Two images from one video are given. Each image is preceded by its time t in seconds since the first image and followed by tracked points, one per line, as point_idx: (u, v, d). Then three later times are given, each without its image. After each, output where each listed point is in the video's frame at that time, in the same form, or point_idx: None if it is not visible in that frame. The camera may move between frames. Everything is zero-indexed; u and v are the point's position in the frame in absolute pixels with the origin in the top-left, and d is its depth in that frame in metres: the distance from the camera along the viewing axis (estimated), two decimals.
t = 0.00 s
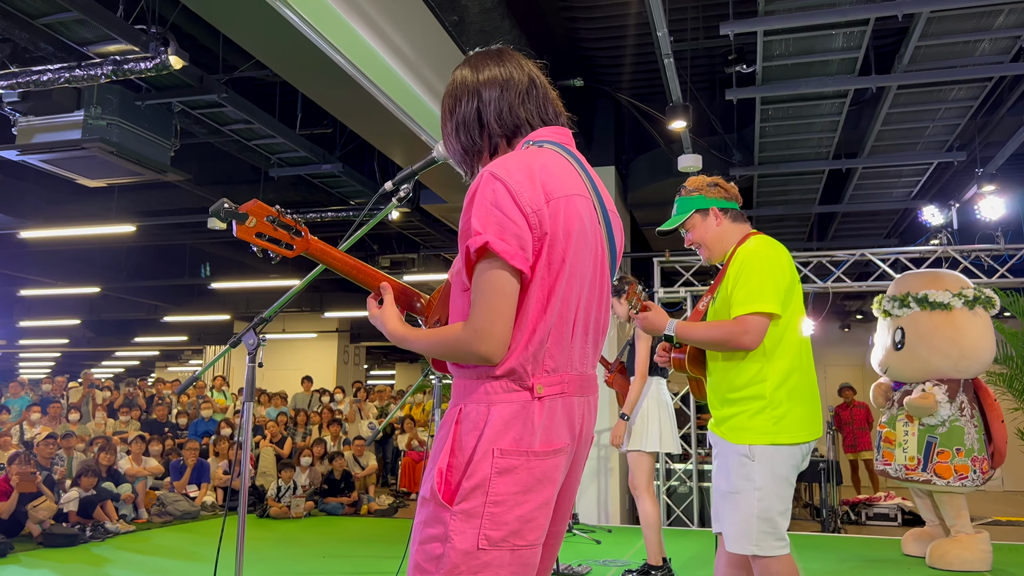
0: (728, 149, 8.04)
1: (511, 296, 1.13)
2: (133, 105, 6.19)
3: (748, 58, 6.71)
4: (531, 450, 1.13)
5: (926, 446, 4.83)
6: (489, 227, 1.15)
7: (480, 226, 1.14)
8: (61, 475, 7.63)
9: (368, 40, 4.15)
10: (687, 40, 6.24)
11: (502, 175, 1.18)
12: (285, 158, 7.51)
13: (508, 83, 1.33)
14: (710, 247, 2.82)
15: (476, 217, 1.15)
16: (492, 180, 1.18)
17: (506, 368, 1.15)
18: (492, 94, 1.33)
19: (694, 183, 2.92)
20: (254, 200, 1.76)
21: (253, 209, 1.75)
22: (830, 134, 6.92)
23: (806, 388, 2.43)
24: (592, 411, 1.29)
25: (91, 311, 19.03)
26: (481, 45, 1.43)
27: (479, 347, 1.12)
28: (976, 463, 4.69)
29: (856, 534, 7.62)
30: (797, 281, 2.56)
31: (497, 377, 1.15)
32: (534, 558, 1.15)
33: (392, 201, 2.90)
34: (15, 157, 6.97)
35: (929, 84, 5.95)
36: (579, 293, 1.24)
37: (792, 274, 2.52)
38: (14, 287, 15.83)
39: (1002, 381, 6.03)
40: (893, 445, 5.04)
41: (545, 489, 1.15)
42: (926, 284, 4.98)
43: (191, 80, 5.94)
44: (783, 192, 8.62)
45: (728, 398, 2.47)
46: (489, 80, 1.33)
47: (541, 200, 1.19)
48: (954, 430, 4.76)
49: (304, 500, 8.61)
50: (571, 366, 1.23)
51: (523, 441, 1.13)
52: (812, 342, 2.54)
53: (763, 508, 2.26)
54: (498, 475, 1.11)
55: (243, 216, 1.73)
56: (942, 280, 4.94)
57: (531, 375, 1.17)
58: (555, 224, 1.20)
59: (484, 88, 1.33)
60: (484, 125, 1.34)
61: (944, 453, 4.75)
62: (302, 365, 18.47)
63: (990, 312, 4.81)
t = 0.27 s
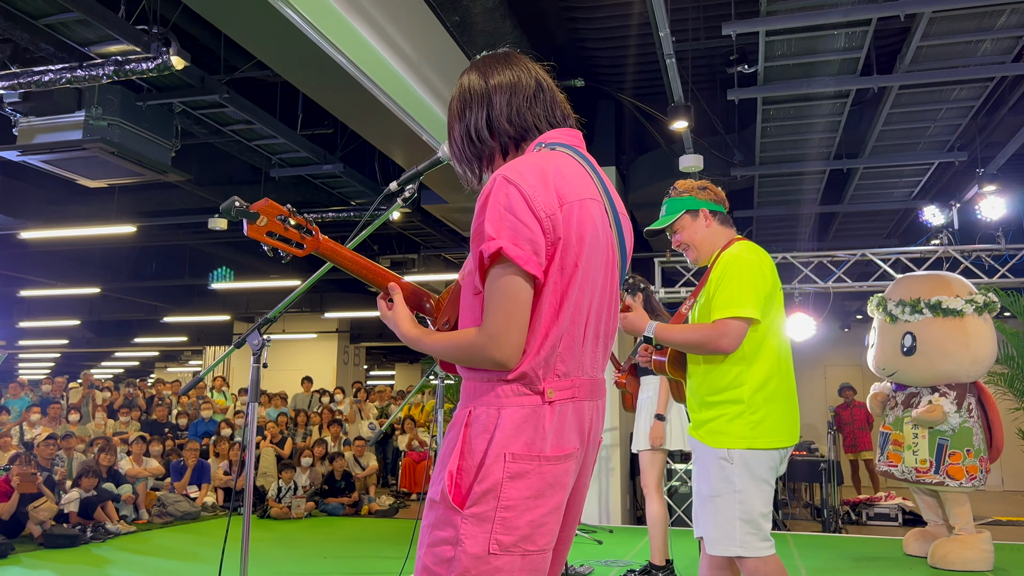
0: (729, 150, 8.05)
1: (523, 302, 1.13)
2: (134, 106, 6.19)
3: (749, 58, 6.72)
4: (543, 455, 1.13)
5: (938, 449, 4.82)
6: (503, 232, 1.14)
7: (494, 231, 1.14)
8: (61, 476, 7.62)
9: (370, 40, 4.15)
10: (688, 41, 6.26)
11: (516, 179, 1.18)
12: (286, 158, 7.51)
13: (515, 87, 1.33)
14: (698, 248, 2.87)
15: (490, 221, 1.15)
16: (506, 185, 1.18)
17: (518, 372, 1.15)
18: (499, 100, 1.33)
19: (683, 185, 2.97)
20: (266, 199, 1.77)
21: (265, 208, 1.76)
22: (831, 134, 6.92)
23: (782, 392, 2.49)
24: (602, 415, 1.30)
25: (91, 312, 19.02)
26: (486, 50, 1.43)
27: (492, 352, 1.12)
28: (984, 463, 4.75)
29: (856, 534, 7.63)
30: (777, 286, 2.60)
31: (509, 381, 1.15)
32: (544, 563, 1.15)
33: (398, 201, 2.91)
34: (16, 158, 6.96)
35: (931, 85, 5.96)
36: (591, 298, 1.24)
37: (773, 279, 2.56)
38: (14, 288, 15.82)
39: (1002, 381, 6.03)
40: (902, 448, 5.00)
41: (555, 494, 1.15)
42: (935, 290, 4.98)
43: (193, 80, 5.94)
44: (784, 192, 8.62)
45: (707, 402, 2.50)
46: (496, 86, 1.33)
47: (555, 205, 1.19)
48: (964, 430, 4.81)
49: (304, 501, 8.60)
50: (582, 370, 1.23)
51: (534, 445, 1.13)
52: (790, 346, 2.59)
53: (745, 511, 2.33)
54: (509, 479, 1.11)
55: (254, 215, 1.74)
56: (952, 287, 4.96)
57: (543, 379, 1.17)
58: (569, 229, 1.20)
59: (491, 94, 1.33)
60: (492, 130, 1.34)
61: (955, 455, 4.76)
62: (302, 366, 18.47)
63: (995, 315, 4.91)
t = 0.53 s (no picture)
0: (729, 151, 8.06)
1: (520, 302, 1.13)
2: (134, 108, 6.20)
3: (749, 60, 6.72)
4: (540, 455, 1.13)
5: (936, 448, 4.82)
6: (499, 234, 1.15)
7: (490, 233, 1.15)
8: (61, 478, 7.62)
9: (370, 42, 4.15)
10: (688, 43, 6.27)
11: (513, 180, 1.18)
12: (286, 160, 7.52)
13: (518, 79, 1.34)
14: (672, 252, 3.01)
15: (486, 223, 1.16)
16: (503, 186, 1.18)
17: (514, 373, 1.15)
18: (503, 90, 1.33)
19: (660, 190, 3.08)
20: (265, 194, 1.77)
21: (264, 202, 1.76)
22: (831, 136, 6.93)
23: (749, 397, 2.58)
24: (600, 415, 1.30)
25: (91, 313, 19.02)
26: (494, 42, 1.44)
27: (488, 353, 1.12)
28: (983, 461, 4.75)
29: (857, 535, 7.62)
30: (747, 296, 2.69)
31: (505, 382, 1.16)
32: (543, 563, 1.16)
33: (399, 203, 2.91)
34: (16, 161, 6.97)
35: (930, 87, 5.97)
36: (589, 298, 1.25)
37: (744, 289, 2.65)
38: (15, 289, 15.84)
39: (1003, 383, 6.02)
40: (901, 448, 4.97)
41: (554, 494, 1.15)
42: (925, 292, 5.02)
43: (194, 82, 5.94)
44: (784, 193, 8.63)
45: (678, 407, 2.57)
46: (501, 76, 1.34)
47: (552, 206, 1.20)
48: (962, 430, 4.81)
49: (305, 502, 8.59)
50: (580, 371, 1.23)
51: (531, 445, 1.13)
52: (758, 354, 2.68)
53: (712, 510, 2.40)
54: (506, 479, 1.11)
55: (252, 209, 1.74)
56: (943, 289, 4.99)
57: (540, 380, 1.17)
58: (566, 230, 1.21)
59: (495, 85, 1.34)
60: (494, 121, 1.35)
61: (954, 453, 4.76)
62: (302, 367, 18.46)
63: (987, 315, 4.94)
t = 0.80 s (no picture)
0: (728, 154, 8.07)
1: (515, 305, 1.14)
2: (134, 111, 6.21)
3: (747, 64, 6.74)
4: (536, 459, 1.14)
5: (931, 450, 4.78)
6: (493, 237, 1.15)
7: (485, 235, 1.15)
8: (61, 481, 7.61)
9: (370, 47, 4.16)
10: (687, 48, 6.30)
11: (507, 183, 1.19)
12: (286, 163, 7.53)
13: (520, 80, 1.34)
14: (659, 261, 3.02)
15: (480, 226, 1.16)
16: (497, 189, 1.18)
17: (510, 377, 1.16)
18: (505, 89, 1.34)
19: (647, 200, 3.13)
20: (261, 198, 1.78)
21: (260, 207, 1.76)
22: (830, 139, 6.95)
23: (730, 403, 2.65)
24: (597, 418, 1.30)
25: (91, 317, 19.02)
26: (496, 43, 1.45)
27: (481, 356, 1.12)
28: (981, 463, 4.65)
29: (857, 538, 7.61)
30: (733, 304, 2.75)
31: (501, 385, 1.16)
32: (541, 567, 1.16)
33: (398, 207, 2.92)
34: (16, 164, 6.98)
35: (929, 90, 5.98)
36: (584, 302, 1.25)
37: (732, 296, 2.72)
38: (15, 292, 15.85)
39: (1001, 385, 6.02)
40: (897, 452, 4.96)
41: (551, 498, 1.15)
42: (908, 293, 5.11)
43: (194, 86, 5.95)
44: (783, 196, 8.64)
45: (660, 408, 2.62)
46: (504, 76, 1.34)
47: (547, 210, 1.20)
48: (956, 432, 4.76)
49: (304, 506, 8.58)
50: (577, 374, 1.24)
51: (528, 449, 1.14)
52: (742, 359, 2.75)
53: (684, 512, 2.46)
54: (503, 483, 1.11)
55: (248, 214, 1.74)
56: (925, 290, 5.07)
57: (536, 383, 1.17)
58: (560, 233, 1.21)
59: (497, 84, 1.34)
60: (492, 122, 1.35)
61: (949, 455, 4.71)
62: (301, 370, 18.46)
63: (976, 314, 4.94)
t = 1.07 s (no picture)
0: (727, 158, 8.08)
1: (510, 313, 1.14)
2: (134, 115, 6.21)
3: (747, 67, 6.74)
4: (532, 467, 1.14)
5: (921, 454, 4.78)
6: (488, 245, 1.15)
7: (479, 244, 1.15)
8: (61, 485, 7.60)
9: (370, 51, 4.16)
10: (687, 52, 6.31)
11: (501, 191, 1.19)
12: (286, 167, 7.53)
13: (520, 90, 1.35)
14: (662, 258, 3.02)
15: (474, 234, 1.16)
16: (491, 197, 1.18)
17: (505, 384, 1.16)
18: (505, 97, 1.34)
19: (659, 199, 3.12)
20: (256, 213, 1.77)
21: (255, 221, 1.76)
22: (829, 142, 6.95)
23: (717, 403, 2.66)
24: (595, 426, 1.30)
25: (91, 320, 19.01)
26: (492, 51, 1.45)
27: (475, 365, 1.12)
28: (973, 467, 4.63)
29: (857, 542, 7.59)
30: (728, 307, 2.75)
31: (496, 393, 1.16)
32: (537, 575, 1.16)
33: (398, 211, 2.92)
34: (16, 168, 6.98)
35: (928, 94, 5.99)
36: (580, 309, 1.25)
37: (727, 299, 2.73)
38: (15, 295, 15.85)
39: (1002, 389, 6.01)
40: (891, 456, 4.96)
41: (547, 506, 1.15)
42: (899, 297, 5.17)
43: (194, 89, 5.96)
44: (782, 200, 8.64)
45: (648, 405, 2.63)
46: (503, 84, 1.34)
47: (541, 217, 1.20)
48: (947, 436, 4.73)
49: (304, 509, 8.57)
50: (573, 381, 1.24)
51: (523, 457, 1.14)
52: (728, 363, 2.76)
53: (671, 511, 2.47)
54: (498, 491, 1.11)
55: (244, 229, 1.74)
56: (916, 293, 5.11)
57: (532, 391, 1.17)
58: (555, 240, 1.21)
59: (497, 90, 1.34)
60: (486, 131, 1.35)
61: (939, 459, 4.71)
62: (301, 374, 18.45)
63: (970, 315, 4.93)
